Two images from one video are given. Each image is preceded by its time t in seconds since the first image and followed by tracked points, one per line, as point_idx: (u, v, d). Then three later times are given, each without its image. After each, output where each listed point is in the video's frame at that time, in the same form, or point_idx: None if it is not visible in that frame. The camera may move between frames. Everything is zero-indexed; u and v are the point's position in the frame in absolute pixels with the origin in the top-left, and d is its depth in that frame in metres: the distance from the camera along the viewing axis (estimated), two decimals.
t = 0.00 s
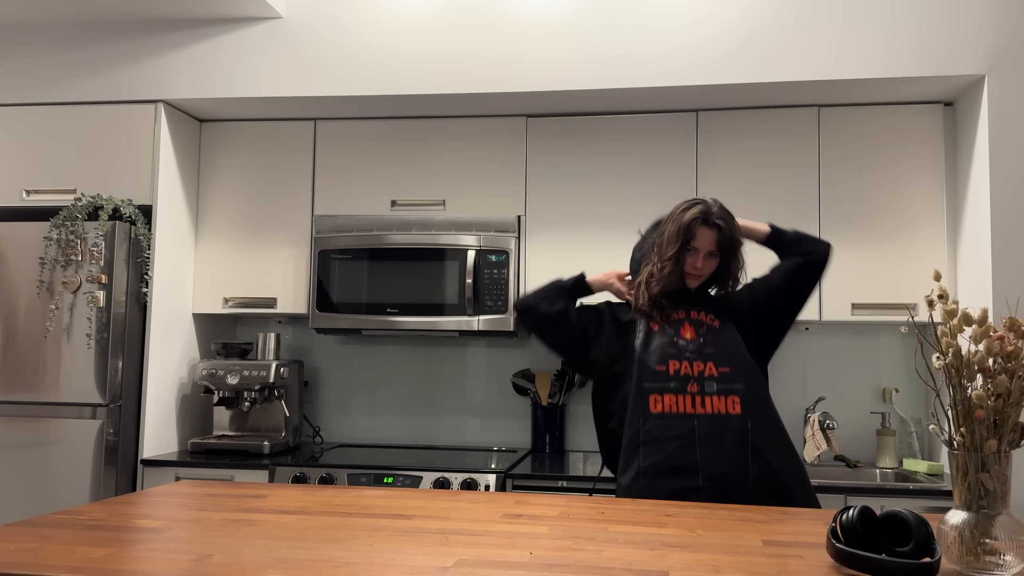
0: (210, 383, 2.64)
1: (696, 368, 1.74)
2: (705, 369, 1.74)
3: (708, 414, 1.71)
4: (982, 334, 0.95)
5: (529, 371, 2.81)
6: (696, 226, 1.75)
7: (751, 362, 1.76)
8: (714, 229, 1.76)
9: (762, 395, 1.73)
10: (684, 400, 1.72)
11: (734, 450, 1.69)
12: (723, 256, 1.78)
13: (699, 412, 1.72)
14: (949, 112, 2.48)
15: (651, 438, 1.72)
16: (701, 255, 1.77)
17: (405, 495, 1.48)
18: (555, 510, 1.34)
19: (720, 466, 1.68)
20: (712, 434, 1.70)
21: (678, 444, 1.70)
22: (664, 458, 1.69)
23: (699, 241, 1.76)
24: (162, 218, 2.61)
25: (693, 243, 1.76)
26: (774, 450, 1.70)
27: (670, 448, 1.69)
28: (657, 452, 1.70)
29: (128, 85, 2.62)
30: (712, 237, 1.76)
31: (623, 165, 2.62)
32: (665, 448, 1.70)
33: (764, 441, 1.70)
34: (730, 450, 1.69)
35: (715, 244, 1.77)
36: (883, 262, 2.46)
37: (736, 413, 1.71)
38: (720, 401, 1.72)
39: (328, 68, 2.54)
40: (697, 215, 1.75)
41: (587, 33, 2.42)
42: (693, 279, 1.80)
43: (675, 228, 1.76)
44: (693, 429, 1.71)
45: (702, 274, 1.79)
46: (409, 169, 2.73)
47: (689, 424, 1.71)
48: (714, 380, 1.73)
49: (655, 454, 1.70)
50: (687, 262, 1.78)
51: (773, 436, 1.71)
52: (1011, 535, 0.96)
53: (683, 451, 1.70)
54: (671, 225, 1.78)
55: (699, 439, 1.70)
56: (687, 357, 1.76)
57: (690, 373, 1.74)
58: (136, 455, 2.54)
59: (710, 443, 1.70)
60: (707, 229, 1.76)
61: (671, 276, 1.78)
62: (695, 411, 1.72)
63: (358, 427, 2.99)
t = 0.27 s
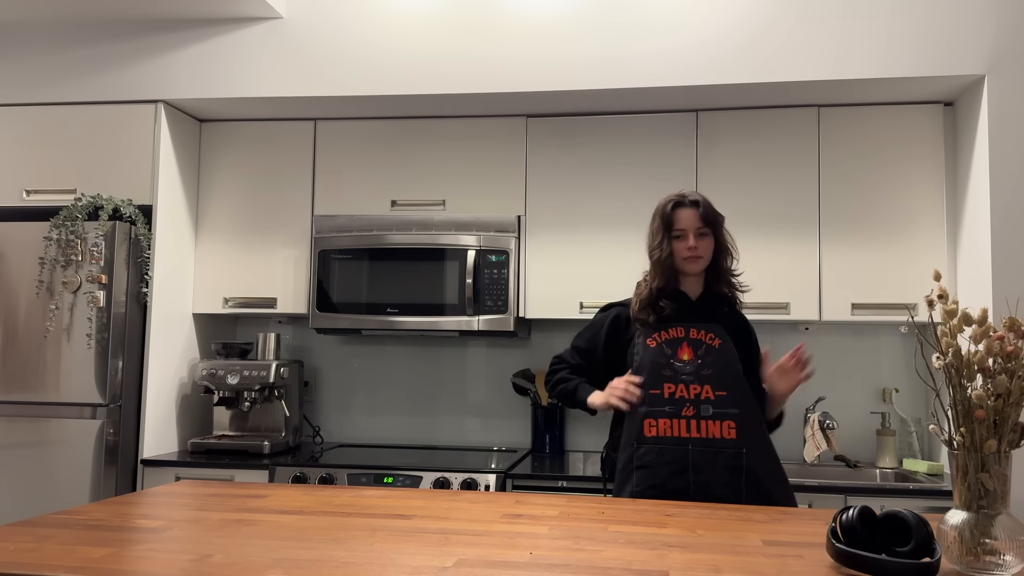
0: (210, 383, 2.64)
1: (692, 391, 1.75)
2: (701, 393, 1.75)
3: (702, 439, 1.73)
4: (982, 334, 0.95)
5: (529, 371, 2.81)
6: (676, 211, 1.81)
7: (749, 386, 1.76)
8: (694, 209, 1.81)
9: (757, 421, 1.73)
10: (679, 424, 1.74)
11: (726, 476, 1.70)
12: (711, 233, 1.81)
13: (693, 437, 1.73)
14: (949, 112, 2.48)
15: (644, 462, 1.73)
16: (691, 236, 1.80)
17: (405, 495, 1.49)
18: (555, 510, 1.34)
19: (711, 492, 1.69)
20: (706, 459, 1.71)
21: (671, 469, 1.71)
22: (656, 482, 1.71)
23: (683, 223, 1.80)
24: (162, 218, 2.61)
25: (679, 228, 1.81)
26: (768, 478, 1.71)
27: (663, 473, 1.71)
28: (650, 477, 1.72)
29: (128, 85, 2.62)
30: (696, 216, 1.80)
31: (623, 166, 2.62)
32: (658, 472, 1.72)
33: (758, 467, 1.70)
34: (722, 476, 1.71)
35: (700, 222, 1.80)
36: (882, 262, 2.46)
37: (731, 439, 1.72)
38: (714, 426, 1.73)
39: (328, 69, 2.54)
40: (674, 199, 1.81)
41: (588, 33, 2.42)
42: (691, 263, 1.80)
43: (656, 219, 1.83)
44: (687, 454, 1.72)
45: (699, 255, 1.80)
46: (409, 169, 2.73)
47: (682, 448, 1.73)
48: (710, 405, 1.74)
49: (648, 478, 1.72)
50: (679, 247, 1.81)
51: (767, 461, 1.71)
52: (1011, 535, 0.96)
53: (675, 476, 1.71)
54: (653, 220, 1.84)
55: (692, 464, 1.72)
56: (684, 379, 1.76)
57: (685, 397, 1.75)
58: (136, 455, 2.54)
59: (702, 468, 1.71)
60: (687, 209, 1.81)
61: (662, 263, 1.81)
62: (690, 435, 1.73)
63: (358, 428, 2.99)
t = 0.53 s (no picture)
0: (210, 383, 2.64)
1: (670, 395, 1.78)
2: (679, 396, 1.78)
3: (678, 441, 1.76)
4: (982, 334, 0.95)
5: (529, 371, 2.81)
6: (656, 210, 1.84)
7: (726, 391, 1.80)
8: (674, 208, 1.83)
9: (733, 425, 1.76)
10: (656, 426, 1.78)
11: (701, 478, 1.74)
12: (691, 231, 1.82)
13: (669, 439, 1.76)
14: (949, 112, 2.48)
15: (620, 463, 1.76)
16: (670, 234, 1.81)
17: (405, 495, 1.49)
18: (555, 510, 1.34)
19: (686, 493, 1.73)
20: (680, 462, 1.75)
21: (646, 471, 1.75)
22: (632, 484, 1.74)
23: (662, 221, 1.82)
24: (162, 218, 2.61)
25: (658, 226, 1.83)
26: (741, 480, 1.75)
27: (638, 474, 1.74)
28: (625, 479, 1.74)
29: (128, 85, 2.62)
30: (675, 214, 1.82)
31: (623, 166, 2.62)
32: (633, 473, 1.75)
33: (731, 470, 1.74)
34: (696, 478, 1.74)
35: (679, 220, 1.82)
36: (882, 262, 2.46)
37: (706, 442, 1.75)
38: (690, 428, 1.76)
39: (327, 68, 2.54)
40: (655, 199, 1.84)
41: (588, 33, 2.42)
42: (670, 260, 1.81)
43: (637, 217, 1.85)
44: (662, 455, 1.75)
45: (678, 252, 1.80)
46: (409, 169, 2.73)
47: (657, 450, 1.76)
48: (687, 408, 1.77)
49: (624, 481, 1.75)
50: (658, 245, 1.82)
51: (740, 463, 1.75)
52: (1011, 535, 0.96)
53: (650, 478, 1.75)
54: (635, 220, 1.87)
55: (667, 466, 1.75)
56: (663, 382, 1.80)
57: (663, 400, 1.78)
58: (136, 455, 2.54)
59: (677, 470, 1.74)
60: (667, 208, 1.83)
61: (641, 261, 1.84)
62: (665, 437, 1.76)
63: (358, 428, 2.99)
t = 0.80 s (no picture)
0: (210, 383, 2.64)
1: (632, 381, 1.70)
2: (642, 382, 1.70)
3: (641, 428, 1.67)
4: (982, 334, 0.95)
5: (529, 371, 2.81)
6: (616, 207, 1.82)
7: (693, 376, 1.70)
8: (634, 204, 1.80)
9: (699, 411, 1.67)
10: (618, 413, 1.69)
11: (664, 465, 1.66)
12: (651, 227, 1.80)
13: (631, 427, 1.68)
14: (949, 112, 2.48)
15: (580, 452, 1.69)
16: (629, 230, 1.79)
17: (405, 495, 1.48)
18: (555, 510, 1.34)
19: (648, 481, 1.66)
20: (643, 449, 1.67)
21: (607, 459, 1.68)
22: (593, 472, 1.69)
23: (622, 218, 1.80)
24: (162, 218, 2.62)
25: (618, 223, 1.81)
26: (710, 467, 1.66)
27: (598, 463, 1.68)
28: (586, 467, 1.69)
29: (128, 84, 2.62)
30: (634, 210, 1.79)
31: (623, 166, 2.62)
32: (594, 461, 1.68)
33: (696, 457, 1.65)
34: (660, 466, 1.66)
35: (638, 216, 1.79)
36: (882, 262, 2.46)
37: (670, 428, 1.66)
38: (653, 415, 1.68)
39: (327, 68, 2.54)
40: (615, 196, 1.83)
41: (588, 33, 2.42)
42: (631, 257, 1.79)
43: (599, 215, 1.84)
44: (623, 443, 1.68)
45: (638, 248, 1.78)
46: (409, 169, 2.73)
47: (619, 438, 1.68)
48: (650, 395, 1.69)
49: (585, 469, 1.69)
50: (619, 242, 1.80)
51: (707, 450, 1.66)
52: (1011, 535, 0.96)
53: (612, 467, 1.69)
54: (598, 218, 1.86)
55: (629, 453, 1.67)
56: (626, 369, 1.71)
57: (625, 387, 1.70)
58: (136, 455, 2.54)
59: (640, 458, 1.67)
60: (627, 204, 1.81)
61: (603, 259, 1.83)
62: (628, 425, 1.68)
63: (358, 428, 2.99)
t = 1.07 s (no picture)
0: (210, 384, 2.64)
1: (594, 381, 1.70)
2: (604, 382, 1.69)
3: (598, 428, 1.67)
4: (982, 334, 0.95)
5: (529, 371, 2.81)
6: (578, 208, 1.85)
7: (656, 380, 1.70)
8: (595, 204, 1.82)
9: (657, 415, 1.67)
10: (577, 411, 1.69)
11: (619, 467, 1.65)
12: (612, 227, 1.82)
13: (589, 425, 1.68)
14: (949, 112, 2.48)
15: (536, 446, 1.69)
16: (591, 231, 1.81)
17: (405, 495, 1.49)
18: (555, 510, 1.34)
19: (600, 482, 1.65)
20: (599, 450, 1.67)
21: (562, 458, 1.68)
22: (548, 469, 1.68)
23: (584, 218, 1.82)
24: (162, 218, 2.61)
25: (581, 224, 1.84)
26: (663, 472, 1.66)
27: (554, 459, 1.68)
28: (542, 464, 1.68)
29: (128, 85, 2.62)
30: (595, 210, 1.82)
31: (623, 166, 2.62)
32: (550, 456, 1.68)
33: (652, 462, 1.65)
34: (614, 467, 1.66)
35: (600, 217, 1.81)
36: (882, 262, 2.46)
37: (627, 430, 1.66)
38: (612, 416, 1.67)
39: (327, 67, 2.54)
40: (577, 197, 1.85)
41: (588, 33, 2.42)
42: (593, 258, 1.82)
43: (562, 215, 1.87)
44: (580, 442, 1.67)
45: (600, 248, 1.81)
46: (409, 169, 2.73)
47: (575, 436, 1.68)
48: (611, 395, 1.68)
49: (540, 466, 1.68)
50: (581, 243, 1.83)
51: (661, 455, 1.67)
52: (1011, 535, 0.96)
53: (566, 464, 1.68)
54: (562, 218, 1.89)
55: (585, 452, 1.67)
56: (589, 368, 1.71)
57: (587, 386, 1.70)
58: (136, 455, 2.54)
59: (595, 458, 1.67)
60: (588, 204, 1.83)
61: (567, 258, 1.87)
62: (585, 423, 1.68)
63: (358, 428, 2.99)
